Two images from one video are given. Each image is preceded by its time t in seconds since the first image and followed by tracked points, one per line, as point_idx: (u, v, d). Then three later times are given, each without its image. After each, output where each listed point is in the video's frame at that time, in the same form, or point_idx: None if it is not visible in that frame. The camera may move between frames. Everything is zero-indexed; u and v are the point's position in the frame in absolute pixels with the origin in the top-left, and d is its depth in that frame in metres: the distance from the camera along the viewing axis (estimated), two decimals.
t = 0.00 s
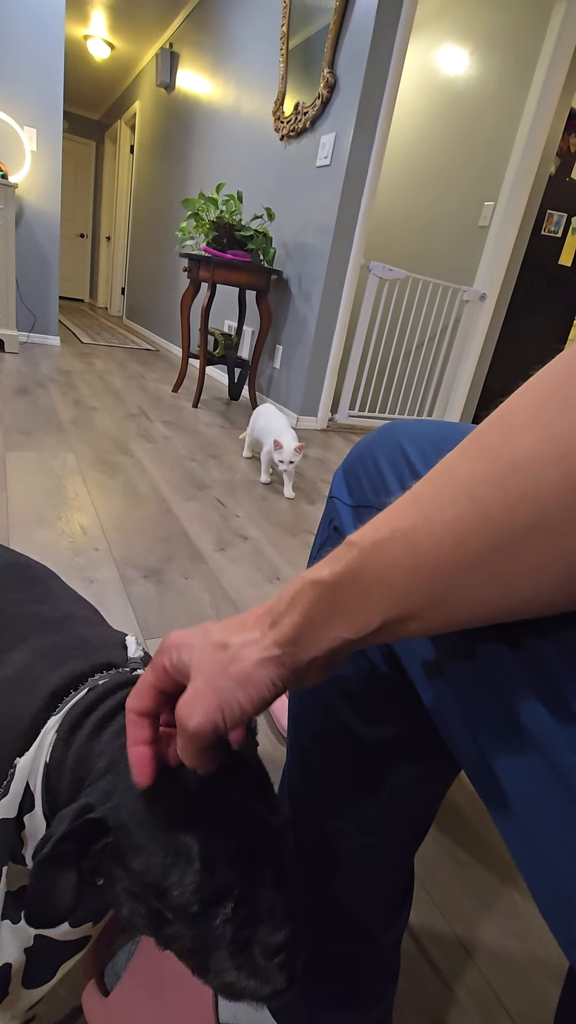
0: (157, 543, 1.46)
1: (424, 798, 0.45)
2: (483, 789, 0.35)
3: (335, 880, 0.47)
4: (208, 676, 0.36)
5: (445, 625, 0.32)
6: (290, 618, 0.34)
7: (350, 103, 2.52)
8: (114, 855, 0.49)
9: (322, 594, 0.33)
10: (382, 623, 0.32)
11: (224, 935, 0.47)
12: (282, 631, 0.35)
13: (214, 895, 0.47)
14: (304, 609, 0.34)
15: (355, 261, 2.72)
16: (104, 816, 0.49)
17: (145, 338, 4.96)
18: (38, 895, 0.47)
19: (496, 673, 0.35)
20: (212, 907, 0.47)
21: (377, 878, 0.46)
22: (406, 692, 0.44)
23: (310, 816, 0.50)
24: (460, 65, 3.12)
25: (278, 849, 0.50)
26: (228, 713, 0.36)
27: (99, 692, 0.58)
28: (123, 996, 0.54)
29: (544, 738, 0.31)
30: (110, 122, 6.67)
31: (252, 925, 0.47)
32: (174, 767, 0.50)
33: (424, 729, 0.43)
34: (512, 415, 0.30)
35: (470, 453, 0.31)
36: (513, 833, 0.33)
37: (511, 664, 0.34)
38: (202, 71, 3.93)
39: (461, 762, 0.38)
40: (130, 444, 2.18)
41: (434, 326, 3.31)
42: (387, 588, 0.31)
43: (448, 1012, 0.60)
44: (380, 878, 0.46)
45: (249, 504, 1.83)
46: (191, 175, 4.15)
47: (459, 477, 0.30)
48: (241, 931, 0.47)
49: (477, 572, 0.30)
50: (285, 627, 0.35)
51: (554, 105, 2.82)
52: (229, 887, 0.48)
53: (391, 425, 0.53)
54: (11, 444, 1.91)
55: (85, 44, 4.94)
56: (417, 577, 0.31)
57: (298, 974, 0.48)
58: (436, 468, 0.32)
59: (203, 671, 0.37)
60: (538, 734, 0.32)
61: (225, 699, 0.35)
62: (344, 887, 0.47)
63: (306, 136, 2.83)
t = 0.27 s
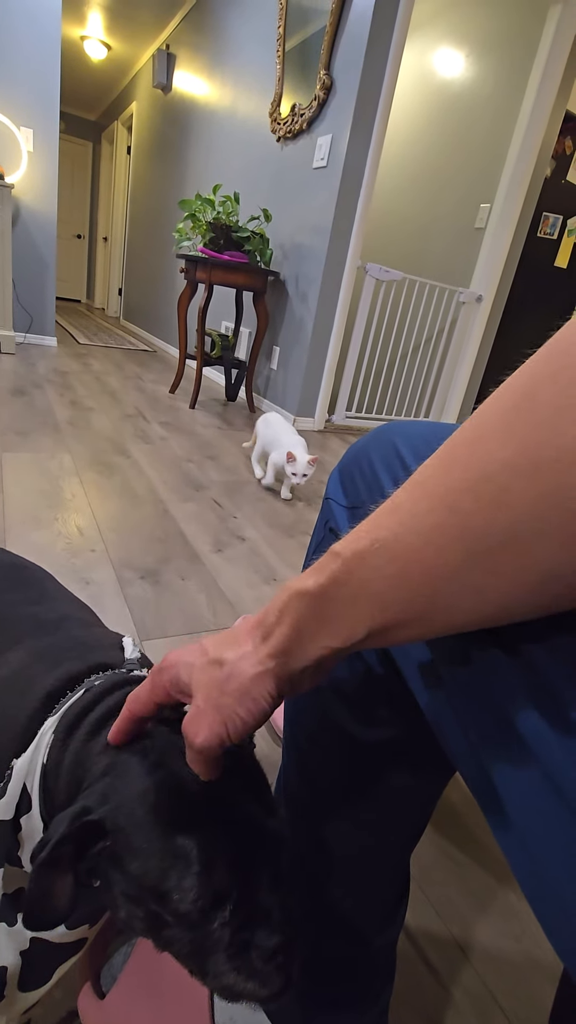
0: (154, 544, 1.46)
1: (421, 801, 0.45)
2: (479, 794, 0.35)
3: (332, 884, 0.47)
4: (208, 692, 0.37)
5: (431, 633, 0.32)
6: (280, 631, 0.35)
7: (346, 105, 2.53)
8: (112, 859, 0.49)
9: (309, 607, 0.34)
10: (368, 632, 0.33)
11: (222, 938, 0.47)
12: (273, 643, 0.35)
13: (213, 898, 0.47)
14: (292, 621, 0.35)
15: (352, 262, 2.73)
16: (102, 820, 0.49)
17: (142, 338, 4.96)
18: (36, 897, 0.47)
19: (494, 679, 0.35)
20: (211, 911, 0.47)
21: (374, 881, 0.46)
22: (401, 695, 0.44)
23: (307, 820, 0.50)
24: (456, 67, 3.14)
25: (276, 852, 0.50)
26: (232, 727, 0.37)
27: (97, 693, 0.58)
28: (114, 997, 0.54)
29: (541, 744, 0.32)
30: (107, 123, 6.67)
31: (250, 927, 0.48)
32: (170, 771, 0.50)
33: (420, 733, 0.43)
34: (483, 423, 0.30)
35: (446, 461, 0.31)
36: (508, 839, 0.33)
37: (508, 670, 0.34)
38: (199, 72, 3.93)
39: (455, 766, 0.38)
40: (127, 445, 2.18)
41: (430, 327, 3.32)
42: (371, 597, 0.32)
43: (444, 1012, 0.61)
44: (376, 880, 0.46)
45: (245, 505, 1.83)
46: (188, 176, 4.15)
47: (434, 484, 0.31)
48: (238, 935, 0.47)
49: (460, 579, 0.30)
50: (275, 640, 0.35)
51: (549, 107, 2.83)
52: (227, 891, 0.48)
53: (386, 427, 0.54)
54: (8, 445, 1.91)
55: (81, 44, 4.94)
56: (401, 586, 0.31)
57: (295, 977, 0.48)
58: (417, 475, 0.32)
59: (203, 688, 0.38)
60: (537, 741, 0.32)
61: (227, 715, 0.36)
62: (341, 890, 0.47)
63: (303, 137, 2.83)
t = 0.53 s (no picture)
0: (148, 546, 1.46)
1: (416, 800, 0.45)
2: (480, 794, 0.35)
3: (328, 885, 0.47)
4: (207, 682, 0.38)
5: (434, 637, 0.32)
6: (286, 631, 0.35)
7: (339, 107, 2.54)
8: (106, 864, 0.48)
9: (315, 609, 0.34)
10: (371, 634, 0.32)
11: (218, 940, 0.47)
12: (277, 643, 0.36)
13: (208, 902, 0.47)
14: (297, 622, 0.35)
15: (345, 264, 2.74)
16: (97, 825, 0.48)
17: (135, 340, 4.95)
18: (30, 905, 0.46)
19: (490, 675, 0.35)
20: (207, 914, 0.47)
21: (371, 884, 0.46)
22: (396, 694, 0.43)
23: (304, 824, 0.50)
24: (448, 71, 3.16)
25: (272, 855, 0.51)
26: (226, 719, 0.38)
27: (91, 696, 0.57)
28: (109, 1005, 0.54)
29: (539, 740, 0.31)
30: (100, 125, 6.66)
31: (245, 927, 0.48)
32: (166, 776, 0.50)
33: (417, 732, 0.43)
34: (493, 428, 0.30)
35: (450, 462, 0.31)
36: (506, 838, 0.33)
37: (505, 666, 0.34)
38: (192, 75, 3.93)
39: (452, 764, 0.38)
40: (121, 447, 2.17)
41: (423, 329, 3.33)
42: (377, 601, 0.32)
43: (440, 1014, 0.60)
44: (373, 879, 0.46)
45: (240, 507, 1.83)
46: (181, 178, 4.15)
47: (439, 489, 0.31)
48: (234, 937, 0.48)
49: (466, 583, 0.30)
50: (280, 640, 0.36)
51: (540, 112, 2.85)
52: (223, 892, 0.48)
53: (379, 428, 0.54)
54: None
55: (74, 46, 4.93)
56: (405, 589, 0.31)
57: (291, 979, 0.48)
58: (423, 478, 0.32)
59: (202, 677, 0.39)
60: (533, 735, 0.32)
61: (225, 705, 0.37)
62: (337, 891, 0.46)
63: (296, 140, 2.84)
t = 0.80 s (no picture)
0: (135, 552, 1.45)
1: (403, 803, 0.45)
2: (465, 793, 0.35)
3: (320, 894, 0.46)
4: (215, 705, 0.37)
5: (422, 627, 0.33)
6: (280, 632, 0.35)
7: (321, 110, 2.55)
8: (93, 879, 0.48)
9: (307, 606, 0.34)
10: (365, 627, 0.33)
11: (206, 956, 0.46)
12: (275, 646, 0.36)
13: (196, 917, 0.46)
14: (291, 622, 0.35)
15: (329, 267, 2.74)
16: (83, 840, 0.47)
17: (120, 344, 4.92)
18: (15, 921, 0.46)
19: (473, 676, 0.35)
20: (195, 929, 0.46)
21: (361, 888, 0.45)
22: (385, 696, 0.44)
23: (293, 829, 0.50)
24: (428, 76, 3.19)
25: (260, 865, 0.49)
26: (244, 739, 0.38)
27: (77, 708, 0.56)
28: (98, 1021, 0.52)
29: (522, 737, 0.32)
30: (81, 128, 6.62)
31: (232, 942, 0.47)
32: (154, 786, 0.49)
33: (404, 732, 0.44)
34: (471, 430, 0.30)
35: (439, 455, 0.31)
36: (491, 837, 0.34)
37: (488, 666, 0.34)
38: (174, 78, 3.93)
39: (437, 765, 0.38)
40: (106, 452, 2.15)
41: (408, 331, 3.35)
42: (369, 595, 0.32)
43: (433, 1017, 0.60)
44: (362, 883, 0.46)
45: (226, 511, 1.82)
46: (164, 181, 4.13)
47: (428, 482, 0.31)
48: (222, 953, 0.46)
49: (455, 574, 0.30)
50: (276, 642, 0.35)
51: (520, 116, 2.89)
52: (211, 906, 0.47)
53: (363, 432, 0.54)
54: None
55: (54, 48, 4.89)
56: (397, 581, 0.31)
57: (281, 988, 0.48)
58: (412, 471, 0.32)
59: (209, 703, 0.38)
60: (515, 735, 0.32)
61: (238, 727, 0.37)
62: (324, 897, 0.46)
63: (279, 143, 2.84)
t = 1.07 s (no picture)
0: (116, 561, 1.43)
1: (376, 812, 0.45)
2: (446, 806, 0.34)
3: (306, 908, 0.46)
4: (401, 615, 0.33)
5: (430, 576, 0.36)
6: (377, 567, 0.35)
7: (295, 112, 2.55)
8: (76, 903, 0.47)
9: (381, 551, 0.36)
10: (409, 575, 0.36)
11: (192, 975, 0.47)
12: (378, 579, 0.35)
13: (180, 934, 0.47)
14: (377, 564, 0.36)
15: (307, 269, 2.75)
16: (64, 865, 0.47)
17: (97, 347, 4.87)
18: None
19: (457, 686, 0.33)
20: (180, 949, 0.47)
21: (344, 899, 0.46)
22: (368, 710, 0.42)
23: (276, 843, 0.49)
24: (401, 78, 3.22)
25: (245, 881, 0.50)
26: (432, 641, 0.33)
27: (58, 729, 0.57)
28: None
29: (500, 750, 0.30)
30: (53, 128, 6.53)
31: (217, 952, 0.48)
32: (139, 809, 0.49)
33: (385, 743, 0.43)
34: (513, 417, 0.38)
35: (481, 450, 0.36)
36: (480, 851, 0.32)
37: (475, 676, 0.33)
38: (146, 78, 3.89)
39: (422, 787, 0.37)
40: (84, 459, 2.13)
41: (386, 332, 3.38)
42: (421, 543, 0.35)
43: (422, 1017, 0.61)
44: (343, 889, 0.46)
45: (208, 516, 1.82)
46: (138, 182, 4.10)
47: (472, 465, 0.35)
48: (208, 971, 0.47)
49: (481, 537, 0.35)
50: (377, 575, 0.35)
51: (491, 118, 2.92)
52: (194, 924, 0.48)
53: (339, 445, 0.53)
54: None
55: (23, 47, 4.82)
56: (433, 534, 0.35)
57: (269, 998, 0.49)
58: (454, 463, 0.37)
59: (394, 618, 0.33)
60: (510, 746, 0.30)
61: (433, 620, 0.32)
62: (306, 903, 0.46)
63: (253, 145, 2.84)
